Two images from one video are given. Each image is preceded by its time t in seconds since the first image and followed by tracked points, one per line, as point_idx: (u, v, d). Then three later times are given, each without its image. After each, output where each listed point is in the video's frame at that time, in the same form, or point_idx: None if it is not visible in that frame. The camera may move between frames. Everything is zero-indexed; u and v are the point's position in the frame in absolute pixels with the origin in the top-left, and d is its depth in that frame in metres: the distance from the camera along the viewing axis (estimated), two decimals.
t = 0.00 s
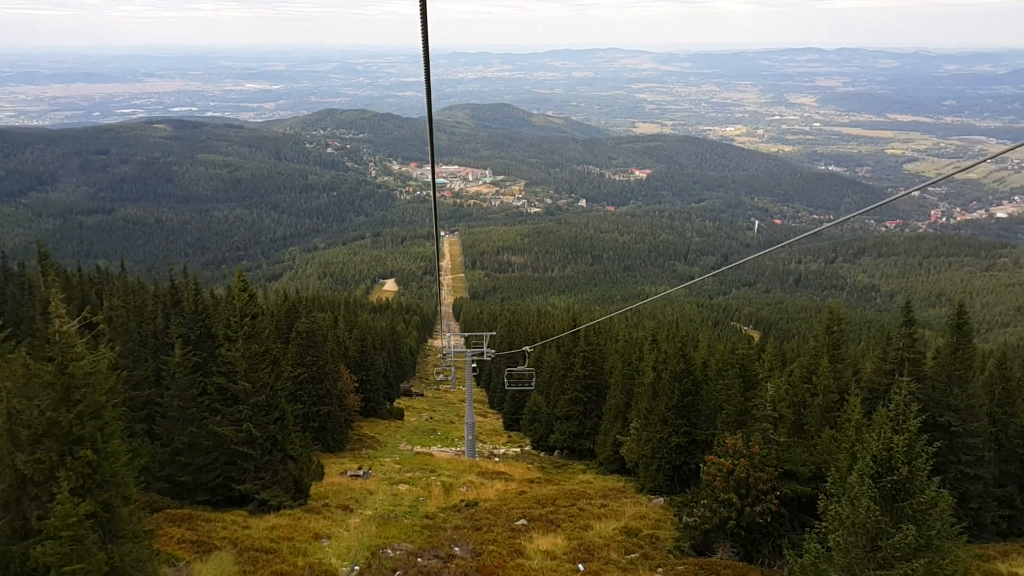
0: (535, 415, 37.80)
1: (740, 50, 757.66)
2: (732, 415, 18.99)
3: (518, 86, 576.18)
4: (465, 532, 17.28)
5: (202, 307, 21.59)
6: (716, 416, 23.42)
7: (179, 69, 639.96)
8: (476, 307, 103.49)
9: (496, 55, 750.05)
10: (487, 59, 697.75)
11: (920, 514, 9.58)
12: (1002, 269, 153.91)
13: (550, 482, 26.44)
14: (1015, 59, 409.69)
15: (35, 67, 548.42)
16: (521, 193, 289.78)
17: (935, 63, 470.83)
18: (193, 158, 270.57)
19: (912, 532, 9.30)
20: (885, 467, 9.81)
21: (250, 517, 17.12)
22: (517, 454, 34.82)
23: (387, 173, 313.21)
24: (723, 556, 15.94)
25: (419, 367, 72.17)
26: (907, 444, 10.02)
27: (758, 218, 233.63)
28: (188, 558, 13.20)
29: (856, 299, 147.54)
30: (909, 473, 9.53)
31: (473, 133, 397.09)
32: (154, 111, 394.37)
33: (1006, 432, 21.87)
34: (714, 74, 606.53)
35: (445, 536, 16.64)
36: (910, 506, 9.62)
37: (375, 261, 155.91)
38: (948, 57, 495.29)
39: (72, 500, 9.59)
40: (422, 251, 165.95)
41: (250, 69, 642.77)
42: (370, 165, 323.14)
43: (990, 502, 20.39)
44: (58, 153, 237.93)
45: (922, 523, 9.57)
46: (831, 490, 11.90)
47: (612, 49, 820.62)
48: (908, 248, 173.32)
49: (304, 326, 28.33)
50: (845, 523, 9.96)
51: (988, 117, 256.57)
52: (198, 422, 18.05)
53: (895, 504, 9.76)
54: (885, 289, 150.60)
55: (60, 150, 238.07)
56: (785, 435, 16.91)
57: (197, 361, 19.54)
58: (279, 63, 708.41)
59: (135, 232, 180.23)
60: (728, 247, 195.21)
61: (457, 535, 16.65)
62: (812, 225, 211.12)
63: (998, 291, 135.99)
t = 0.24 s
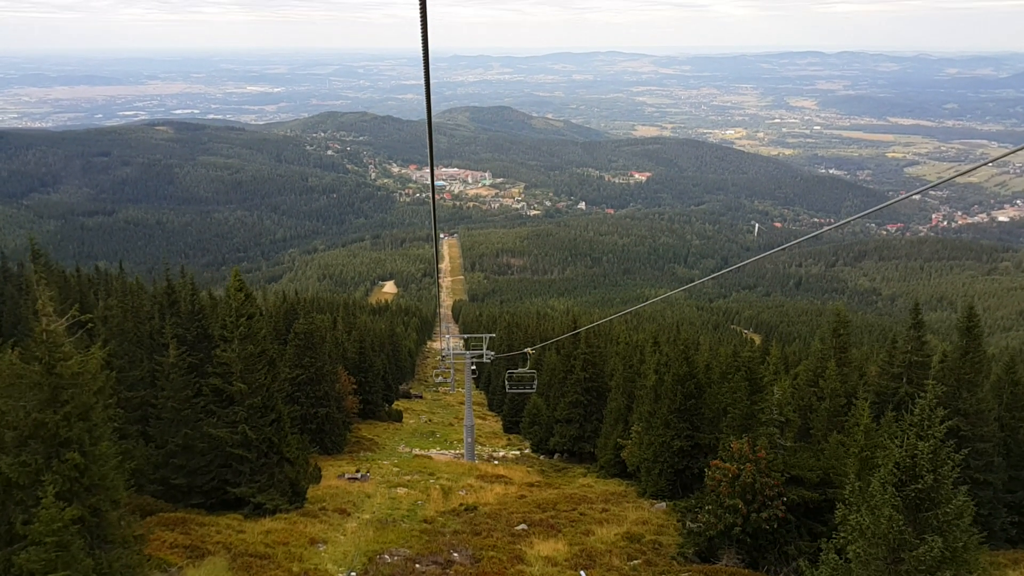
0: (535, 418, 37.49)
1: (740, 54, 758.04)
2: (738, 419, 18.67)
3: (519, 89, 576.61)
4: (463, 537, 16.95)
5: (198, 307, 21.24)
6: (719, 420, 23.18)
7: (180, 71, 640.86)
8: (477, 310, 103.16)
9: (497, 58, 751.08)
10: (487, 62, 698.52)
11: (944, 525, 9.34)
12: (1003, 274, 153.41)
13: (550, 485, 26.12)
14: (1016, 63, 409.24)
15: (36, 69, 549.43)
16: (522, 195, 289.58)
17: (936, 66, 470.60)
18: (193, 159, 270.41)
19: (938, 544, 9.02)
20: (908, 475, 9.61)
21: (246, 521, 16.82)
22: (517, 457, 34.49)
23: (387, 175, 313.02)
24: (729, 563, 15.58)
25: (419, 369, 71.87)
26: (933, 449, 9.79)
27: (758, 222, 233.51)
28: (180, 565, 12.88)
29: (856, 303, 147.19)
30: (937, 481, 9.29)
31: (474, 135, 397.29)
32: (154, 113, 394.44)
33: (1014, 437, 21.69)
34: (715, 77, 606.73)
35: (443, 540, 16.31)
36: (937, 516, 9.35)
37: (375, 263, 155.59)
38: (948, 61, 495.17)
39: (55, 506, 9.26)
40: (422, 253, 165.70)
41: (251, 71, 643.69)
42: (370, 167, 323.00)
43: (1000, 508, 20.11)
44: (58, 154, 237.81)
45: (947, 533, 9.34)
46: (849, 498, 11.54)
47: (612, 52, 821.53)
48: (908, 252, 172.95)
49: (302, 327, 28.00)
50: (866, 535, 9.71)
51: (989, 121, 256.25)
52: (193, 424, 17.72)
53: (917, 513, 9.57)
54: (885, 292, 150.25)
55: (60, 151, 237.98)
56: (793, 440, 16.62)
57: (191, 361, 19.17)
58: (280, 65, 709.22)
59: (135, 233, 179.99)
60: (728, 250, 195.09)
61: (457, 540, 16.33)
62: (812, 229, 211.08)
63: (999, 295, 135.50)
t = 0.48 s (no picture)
0: (534, 420, 37.23)
1: (737, 56, 758.06)
2: (747, 420, 18.51)
3: (516, 91, 576.43)
4: (463, 541, 16.64)
5: (192, 310, 20.87)
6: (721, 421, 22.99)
7: (177, 73, 639.48)
8: (474, 312, 103.05)
9: (494, 60, 751.02)
10: (485, 64, 698.55)
11: (967, 531, 9.50)
12: (1001, 275, 153.18)
13: (550, 488, 25.79)
14: (1014, 63, 408.60)
15: (32, 71, 547.74)
16: (520, 198, 289.36)
17: (933, 67, 470.42)
18: (190, 162, 269.48)
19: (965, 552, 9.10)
20: (929, 479, 9.84)
21: (239, 526, 16.48)
22: (516, 459, 34.16)
23: (385, 178, 312.59)
24: (732, 567, 15.28)
25: (417, 372, 71.63)
26: (959, 453, 9.84)
27: (756, 223, 233.39)
28: (170, 572, 12.55)
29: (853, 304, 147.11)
30: (959, 485, 9.45)
31: (471, 137, 397.10)
32: (151, 115, 393.40)
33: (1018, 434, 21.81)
34: (713, 79, 606.62)
35: (442, 546, 16.00)
36: (961, 523, 9.51)
37: (373, 266, 155.30)
38: (946, 62, 494.95)
39: (33, 512, 9.02)
40: (420, 256, 165.35)
41: (248, 73, 642.66)
42: (368, 170, 322.60)
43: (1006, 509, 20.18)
44: (54, 157, 236.98)
45: (971, 539, 9.50)
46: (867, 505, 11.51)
47: (609, 54, 821.83)
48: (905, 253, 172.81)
49: (299, 330, 27.67)
50: (886, 541, 9.76)
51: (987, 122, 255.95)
52: (186, 430, 17.44)
53: (939, 518, 9.73)
54: (882, 293, 149.97)
55: (56, 154, 237.25)
56: (798, 443, 16.44)
57: (182, 364, 18.79)
58: (278, 67, 708.79)
59: (132, 237, 179.27)
60: (726, 251, 194.89)
61: (455, 546, 16.03)
62: (810, 230, 210.95)
63: (996, 296, 135.32)
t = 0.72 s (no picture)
0: (534, 422, 36.78)
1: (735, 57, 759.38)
2: (755, 422, 18.34)
3: (514, 92, 576.54)
4: (464, 547, 16.24)
5: (186, 311, 20.45)
6: (725, 423, 22.81)
7: (175, 75, 638.50)
8: (473, 313, 102.63)
9: (492, 61, 751.18)
10: (483, 66, 698.78)
11: (1002, 539, 9.31)
12: (999, 275, 152.58)
13: (552, 492, 25.40)
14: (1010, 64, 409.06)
15: (31, 74, 546.87)
16: (518, 198, 289.09)
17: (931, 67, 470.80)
18: (189, 164, 268.75)
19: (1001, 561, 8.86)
20: (964, 484, 9.68)
21: (234, 532, 16.04)
22: (516, 462, 33.74)
23: (383, 179, 312.18)
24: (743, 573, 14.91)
25: (416, 373, 71.21)
26: (991, 457, 9.68)
27: (755, 223, 233.19)
28: None
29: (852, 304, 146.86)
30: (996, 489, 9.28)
31: (470, 139, 396.83)
32: (149, 118, 392.65)
33: None
34: (710, 80, 607.29)
35: (441, 552, 15.61)
36: (994, 531, 9.35)
37: (372, 267, 154.90)
38: (942, 62, 495.50)
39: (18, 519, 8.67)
40: (419, 257, 164.88)
41: (246, 75, 641.73)
42: (366, 171, 322.27)
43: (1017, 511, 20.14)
44: (53, 159, 236.30)
45: (1005, 546, 9.31)
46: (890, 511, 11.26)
47: (607, 56, 822.21)
48: (904, 253, 172.62)
49: (296, 332, 27.31)
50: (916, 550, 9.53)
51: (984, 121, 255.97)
52: (180, 433, 17.00)
53: (973, 524, 9.58)
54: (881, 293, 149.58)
55: (55, 156, 236.54)
56: (807, 445, 16.23)
57: (176, 366, 18.37)
58: (276, 70, 708.38)
59: (130, 238, 178.72)
60: (725, 252, 194.64)
61: (455, 552, 15.65)
62: (809, 230, 210.67)
63: (995, 295, 134.99)
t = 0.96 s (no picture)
0: (533, 424, 36.46)
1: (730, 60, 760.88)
2: (760, 424, 18.12)
3: (511, 95, 576.89)
4: (461, 554, 15.94)
5: (179, 312, 20.00)
6: (728, 425, 22.68)
7: (172, 79, 637.52)
8: (471, 315, 102.20)
9: (489, 64, 751.14)
10: (480, 69, 699.22)
11: None
12: (996, 275, 152.06)
13: (552, 496, 24.97)
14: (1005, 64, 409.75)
15: (27, 78, 545.69)
16: (515, 201, 288.93)
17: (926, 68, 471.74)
18: (185, 168, 267.94)
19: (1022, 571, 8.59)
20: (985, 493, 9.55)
21: (227, 539, 15.65)
22: (515, 465, 33.39)
23: (380, 182, 311.75)
24: None
25: (413, 376, 70.82)
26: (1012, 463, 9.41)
27: (752, 225, 233.26)
28: None
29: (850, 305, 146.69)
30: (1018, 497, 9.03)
31: (467, 141, 396.67)
32: (146, 121, 391.82)
33: None
34: (707, 82, 608.36)
35: (439, 560, 15.27)
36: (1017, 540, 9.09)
37: (369, 270, 154.47)
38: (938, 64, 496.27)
39: None
40: (416, 259, 164.45)
41: (243, 79, 640.90)
42: (363, 174, 321.92)
43: None
44: (49, 163, 235.51)
45: None
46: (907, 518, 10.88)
47: (604, 58, 822.68)
48: (901, 254, 172.62)
49: (292, 334, 26.99)
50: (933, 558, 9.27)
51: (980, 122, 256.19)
52: (171, 436, 16.57)
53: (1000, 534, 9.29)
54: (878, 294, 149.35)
55: (52, 159, 235.44)
56: (814, 447, 15.97)
57: (168, 368, 17.95)
58: (273, 73, 707.93)
59: (127, 242, 178.05)
60: (722, 253, 194.62)
61: (454, 558, 15.35)
62: (806, 232, 210.43)
63: (993, 296, 134.75)
